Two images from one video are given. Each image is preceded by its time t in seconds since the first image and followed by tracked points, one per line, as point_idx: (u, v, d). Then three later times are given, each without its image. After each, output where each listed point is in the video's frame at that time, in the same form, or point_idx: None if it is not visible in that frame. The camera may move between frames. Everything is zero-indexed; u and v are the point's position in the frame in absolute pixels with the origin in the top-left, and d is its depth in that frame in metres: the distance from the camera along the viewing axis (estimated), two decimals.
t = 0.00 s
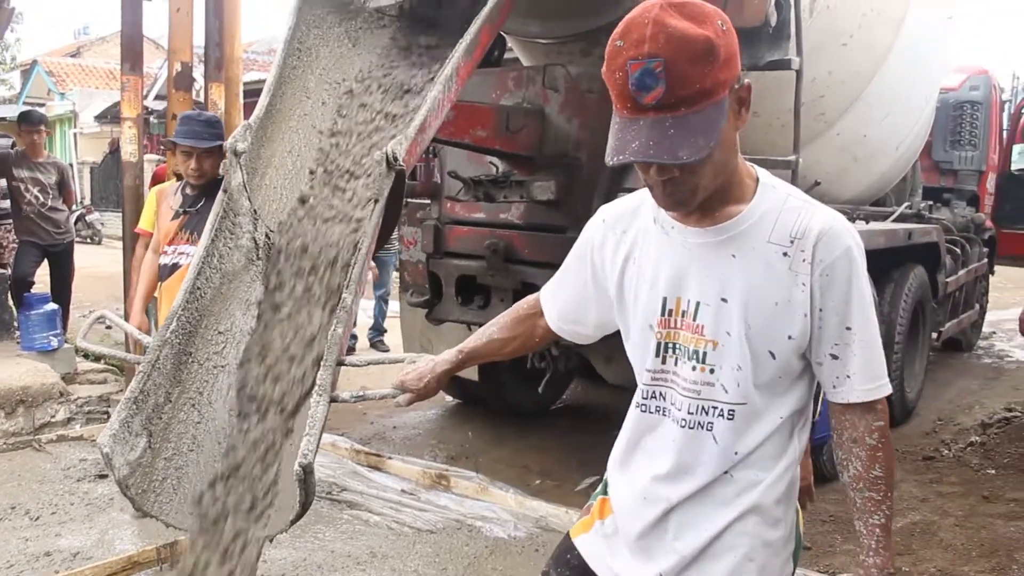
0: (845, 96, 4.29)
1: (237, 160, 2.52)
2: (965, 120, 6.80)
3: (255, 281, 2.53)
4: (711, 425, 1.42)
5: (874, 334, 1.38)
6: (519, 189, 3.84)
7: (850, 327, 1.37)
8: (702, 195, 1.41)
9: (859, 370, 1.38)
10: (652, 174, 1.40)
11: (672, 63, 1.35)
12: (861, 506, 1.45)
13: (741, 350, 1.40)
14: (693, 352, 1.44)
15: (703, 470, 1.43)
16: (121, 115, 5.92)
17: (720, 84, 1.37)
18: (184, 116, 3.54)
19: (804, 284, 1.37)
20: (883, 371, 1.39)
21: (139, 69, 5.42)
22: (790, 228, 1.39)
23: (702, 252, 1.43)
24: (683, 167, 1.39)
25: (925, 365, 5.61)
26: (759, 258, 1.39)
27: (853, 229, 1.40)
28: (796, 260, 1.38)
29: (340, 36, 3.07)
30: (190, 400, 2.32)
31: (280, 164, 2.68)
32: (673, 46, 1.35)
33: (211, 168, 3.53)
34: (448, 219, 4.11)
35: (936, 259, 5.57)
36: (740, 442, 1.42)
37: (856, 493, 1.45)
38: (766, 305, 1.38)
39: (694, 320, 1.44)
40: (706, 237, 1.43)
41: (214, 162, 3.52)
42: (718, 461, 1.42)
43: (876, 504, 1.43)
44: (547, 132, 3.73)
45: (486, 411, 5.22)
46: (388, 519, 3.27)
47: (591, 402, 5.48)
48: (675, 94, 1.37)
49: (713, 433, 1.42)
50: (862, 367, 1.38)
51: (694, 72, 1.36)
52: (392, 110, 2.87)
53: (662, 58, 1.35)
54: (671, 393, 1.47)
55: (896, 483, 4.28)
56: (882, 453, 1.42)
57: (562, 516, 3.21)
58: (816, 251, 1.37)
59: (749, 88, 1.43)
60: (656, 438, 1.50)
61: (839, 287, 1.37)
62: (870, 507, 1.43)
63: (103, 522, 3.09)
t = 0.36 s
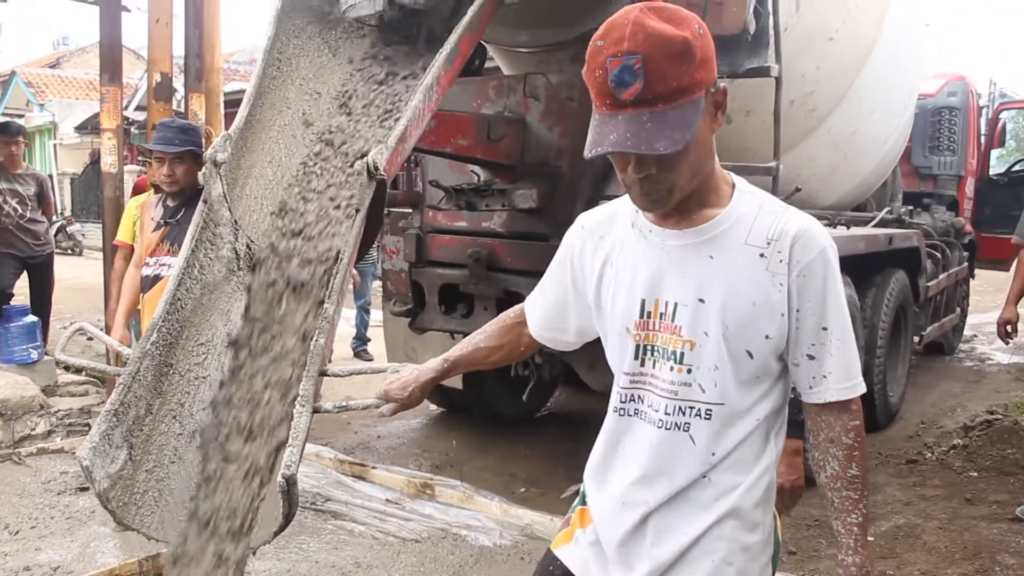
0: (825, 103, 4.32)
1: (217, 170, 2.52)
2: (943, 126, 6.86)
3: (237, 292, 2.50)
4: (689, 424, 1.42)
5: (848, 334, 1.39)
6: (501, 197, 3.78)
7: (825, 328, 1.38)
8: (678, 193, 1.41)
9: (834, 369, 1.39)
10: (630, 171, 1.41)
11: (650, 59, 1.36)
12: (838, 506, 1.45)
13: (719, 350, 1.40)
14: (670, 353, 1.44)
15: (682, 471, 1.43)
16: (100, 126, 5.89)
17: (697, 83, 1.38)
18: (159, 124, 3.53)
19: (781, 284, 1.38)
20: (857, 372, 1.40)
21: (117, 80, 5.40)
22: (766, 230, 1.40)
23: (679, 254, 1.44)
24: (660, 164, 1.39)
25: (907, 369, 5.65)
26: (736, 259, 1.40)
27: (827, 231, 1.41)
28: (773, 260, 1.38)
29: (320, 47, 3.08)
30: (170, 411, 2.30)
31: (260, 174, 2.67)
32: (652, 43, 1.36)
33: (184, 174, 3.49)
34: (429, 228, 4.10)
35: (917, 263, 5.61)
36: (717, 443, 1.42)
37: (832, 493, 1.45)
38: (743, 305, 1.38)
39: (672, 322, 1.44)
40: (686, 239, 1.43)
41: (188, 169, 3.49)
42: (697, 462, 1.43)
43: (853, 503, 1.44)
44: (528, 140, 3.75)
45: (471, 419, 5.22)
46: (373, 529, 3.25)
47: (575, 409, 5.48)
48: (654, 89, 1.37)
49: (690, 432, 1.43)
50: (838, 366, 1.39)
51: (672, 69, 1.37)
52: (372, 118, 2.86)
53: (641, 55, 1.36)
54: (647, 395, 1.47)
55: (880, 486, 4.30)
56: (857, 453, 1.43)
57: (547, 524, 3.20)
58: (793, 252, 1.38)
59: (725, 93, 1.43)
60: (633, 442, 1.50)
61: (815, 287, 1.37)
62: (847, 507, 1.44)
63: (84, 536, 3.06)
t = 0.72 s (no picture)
0: (817, 95, 4.32)
1: (207, 166, 2.50)
2: (936, 115, 6.86)
3: (229, 287, 2.51)
4: (679, 411, 1.43)
5: (832, 322, 1.40)
6: (494, 190, 3.79)
7: (809, 318, 1.39)
8: (662, 172, 1.40)
9: (818, 359, 1.39)
10: (616, 149, 1.40)
11: (640, 35, 1.37)
12: (812, 495, 1.44)
13: (706, 337, 1.40)
14: (655, 341, 1.44)
15: (670, 458, 1.43)
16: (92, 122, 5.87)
17: (685, 62, 1.39)
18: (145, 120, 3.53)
19: (768, 273, 1.38)
20: (841, 360, 1.41)
21: (108, 75, 5.38)
22: (752, 218, 1.40)
23: (666, 241, 1.44)
24: (646, 142, 1.38)
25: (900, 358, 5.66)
26: (723, 247, 1.40)
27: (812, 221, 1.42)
28: (760, 249, 1.39)
29: (311, 41, 3.08)
30: (163, 407, 2.29)
31: (251, 169, 2.66)
32: (643, 19, 1.36)
33: (172, 170, 3.50)
34: (422, 221, 4.10)
35: (910, 253, 5.62)
36: (706, 431, 1.42)
37: (806, 482, 1.44)
38: (730, 293, 1.39)
39: (658, 309, 1.43)
40: (672, 227, 1.44)
41: (175, 164, 3.50)
42: (685, 449, 1.43)
43: (827, 492, 1.42)
44: (520, 132, 3.73)
45: (466, 412, 5.22)
46: (368, 523, 3.25)
47: (570, 402, 5.49)
48: (642, 65, 1.37)
49: (680, 420, 1.43)
50: (822, 356, 1.40)
51: (661, 46, 1.37)
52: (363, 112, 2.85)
53: (632, 29, 1.36)
54: (630, 383, 1.47)
55: (874, 476, 4.31)
56: (834, 442, 1.43)
57: (542, 517, 3.21)
58: (779, 241, 1.38)
59: (714, 78, 1.44)
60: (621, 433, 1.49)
61: (801, 275, 1.38)
62: (820, 496, 1.43)
63: (79, 532, 3.06)
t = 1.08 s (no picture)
0: (798, 106, 4.35)
1: (189, 176, 2.52)
2: (917, 126, 6.92)
3: (210, 298, 2.48)
4: (655, 418, 1.42)
5: (807, 332, 1.41)
6: (477, 201, 3.79)
7: (785, 328, 1.40)
8: (645, 185, 1.42)
9: (793, 369, 1.41)
10: (599, 162, 1.41)
11: (621, 49, 1.37)
12: (786, 507, 1.46)
13: (682, 343, 1.40)
14: (631, 347, 1.43)
15: (647, 465, 1.43)
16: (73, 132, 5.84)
17: (666, 74, 1.39)
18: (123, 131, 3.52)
19: (744, 281, 1.39)
20: (815, 371, 1.42)
21: (90, 85, 5.35)
22: (729, 227, 1.41)
23: (643, 248, 1.45)
24: (630, 156, 1.39)
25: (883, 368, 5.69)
26: (700, 254, 1.41)
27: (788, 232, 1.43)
28: (737, 258, 1.39)
29: (293, 51, 3.08)
30: (143, 420, 2.25)
31: (233, 180, 2.66)
32: (622, 32, 1.36)
33: (153, 182, 3.49)
34: (406, 232, 4.09)
35: (892, 263, 5.66)
36: (683, 437, 1.42)
37: (781, 494, 1.47)
38: (707, 299, 1.39)
39: (634, 315, 1.43)
40: (649, 233, 1.44)
41: (156, 176, 3.49)
42: (662, 458, 1.42)
43: (801, 504, 1.45)
44: (503, 143, 3.74)
45: (450, 423, 5.21)
46: (352, 535, 3.24)
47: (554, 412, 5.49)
48: (623, 79, 1.38)
49: (656, 426, 1.42)
50: (796, 366, 1.41)
51: (642, 60, 1.37)
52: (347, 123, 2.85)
53: (612, 44, 1.36)
54: (606, 391, 1.46)
55: (856, 485, 4.33)
56: (808, 455, 1.45)
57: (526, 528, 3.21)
58: (756, 252, 1.39)
59: (692, 87, 1.45)
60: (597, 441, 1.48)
61: (777, 286, 1.40)
62: (796, 508, 1.45)
63: (57, 546, 3.03)
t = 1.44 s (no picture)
0: (778, 117, 4.39)
1: (168, 188, 2.49)
2: (896, 137, 6.99)
3: (190, 308, 2.47)
4: (634, 435, 1.43)
5: (782, 350, 1.43)
6: (458, 211, 3.79)
7: (760, 345, 1.42)
8: (628, 205, 1.43)
9: (767, 386, 1.42)
10: (580, 183, 1.42)
11: (603, 72, 1.37)
12: (758, 524, 1.47)
13: (662, 361, 1.41)
14: (611, 365, 1.44)
15: (626, 482, 1.44)
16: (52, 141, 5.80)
17: (648, 95, 1.40)
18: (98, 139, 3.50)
19: (721, 299, 1.40)
20: (790, 387, 1.44)
21: (69, 93, 5.32)
22: (706, 246, 1.43)
23: (621, 265, 1.45)
24: (612, 177, 1.40)
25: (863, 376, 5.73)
26: (678, 272, 1.41)
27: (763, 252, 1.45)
28: (714, 276, 1.41)
29: (275, 62, 3.07)
30: (120, 431, 2.28)
31: (213, 191, 2.65)
32: (605, 55, 1.37)
33: (131, 191, 3.48)
34: (388, 241, 4.09)
35: (872, 272, 5.70)
36: (662, 453, 1.43)
37: (753, 511, 1.47)
38: (685, 317, 1.40)
39: (613, 332, 1.44)
40: (628, 250, 1.45)
41: (135, 185, 3.48)
42: (641, 475, 1.43)
43: (773, 521, 1.46)
44: (485, 153, 3.75)
45: (432, 433, 5.20)
46: (333, 546, 3.22)
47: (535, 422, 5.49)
48: (606, 102, 1.39)
49: (636, 443, 1.43)
50: (770, 384, 1.43)
51: (625, 81, 1.38)
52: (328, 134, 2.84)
53: (594, 67, 1.37)
54: (584, 408, 1.46)
55: (837, 494, 4.36)
56: (780, 471, 1.46)
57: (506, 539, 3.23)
58: (733, 269, 1.41)
59: (671, 106, 1.46)
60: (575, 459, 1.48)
61: (754, 304, 1.41)
62: (767, 524, 1.46)
63: (33, 559, 3.00)
